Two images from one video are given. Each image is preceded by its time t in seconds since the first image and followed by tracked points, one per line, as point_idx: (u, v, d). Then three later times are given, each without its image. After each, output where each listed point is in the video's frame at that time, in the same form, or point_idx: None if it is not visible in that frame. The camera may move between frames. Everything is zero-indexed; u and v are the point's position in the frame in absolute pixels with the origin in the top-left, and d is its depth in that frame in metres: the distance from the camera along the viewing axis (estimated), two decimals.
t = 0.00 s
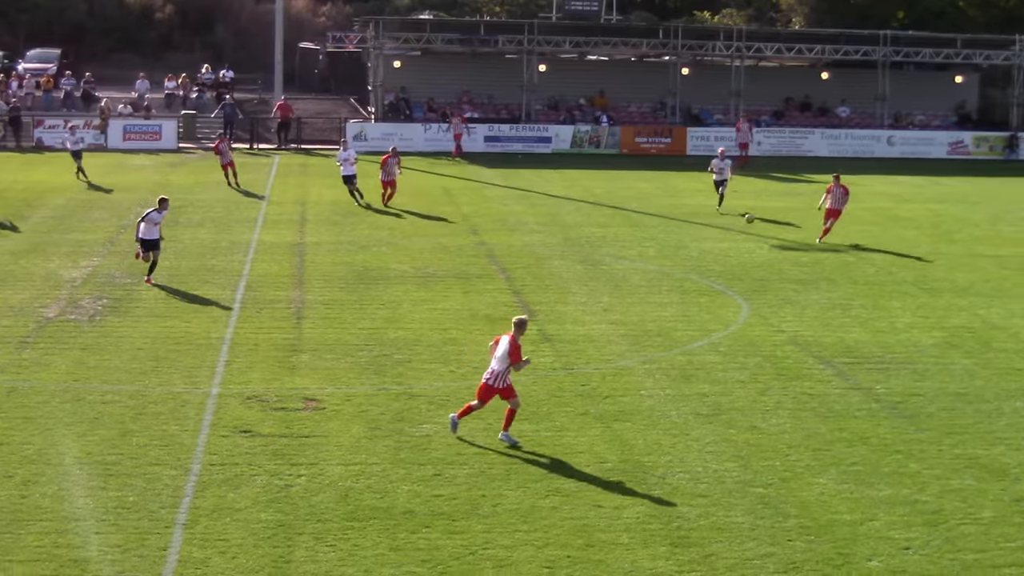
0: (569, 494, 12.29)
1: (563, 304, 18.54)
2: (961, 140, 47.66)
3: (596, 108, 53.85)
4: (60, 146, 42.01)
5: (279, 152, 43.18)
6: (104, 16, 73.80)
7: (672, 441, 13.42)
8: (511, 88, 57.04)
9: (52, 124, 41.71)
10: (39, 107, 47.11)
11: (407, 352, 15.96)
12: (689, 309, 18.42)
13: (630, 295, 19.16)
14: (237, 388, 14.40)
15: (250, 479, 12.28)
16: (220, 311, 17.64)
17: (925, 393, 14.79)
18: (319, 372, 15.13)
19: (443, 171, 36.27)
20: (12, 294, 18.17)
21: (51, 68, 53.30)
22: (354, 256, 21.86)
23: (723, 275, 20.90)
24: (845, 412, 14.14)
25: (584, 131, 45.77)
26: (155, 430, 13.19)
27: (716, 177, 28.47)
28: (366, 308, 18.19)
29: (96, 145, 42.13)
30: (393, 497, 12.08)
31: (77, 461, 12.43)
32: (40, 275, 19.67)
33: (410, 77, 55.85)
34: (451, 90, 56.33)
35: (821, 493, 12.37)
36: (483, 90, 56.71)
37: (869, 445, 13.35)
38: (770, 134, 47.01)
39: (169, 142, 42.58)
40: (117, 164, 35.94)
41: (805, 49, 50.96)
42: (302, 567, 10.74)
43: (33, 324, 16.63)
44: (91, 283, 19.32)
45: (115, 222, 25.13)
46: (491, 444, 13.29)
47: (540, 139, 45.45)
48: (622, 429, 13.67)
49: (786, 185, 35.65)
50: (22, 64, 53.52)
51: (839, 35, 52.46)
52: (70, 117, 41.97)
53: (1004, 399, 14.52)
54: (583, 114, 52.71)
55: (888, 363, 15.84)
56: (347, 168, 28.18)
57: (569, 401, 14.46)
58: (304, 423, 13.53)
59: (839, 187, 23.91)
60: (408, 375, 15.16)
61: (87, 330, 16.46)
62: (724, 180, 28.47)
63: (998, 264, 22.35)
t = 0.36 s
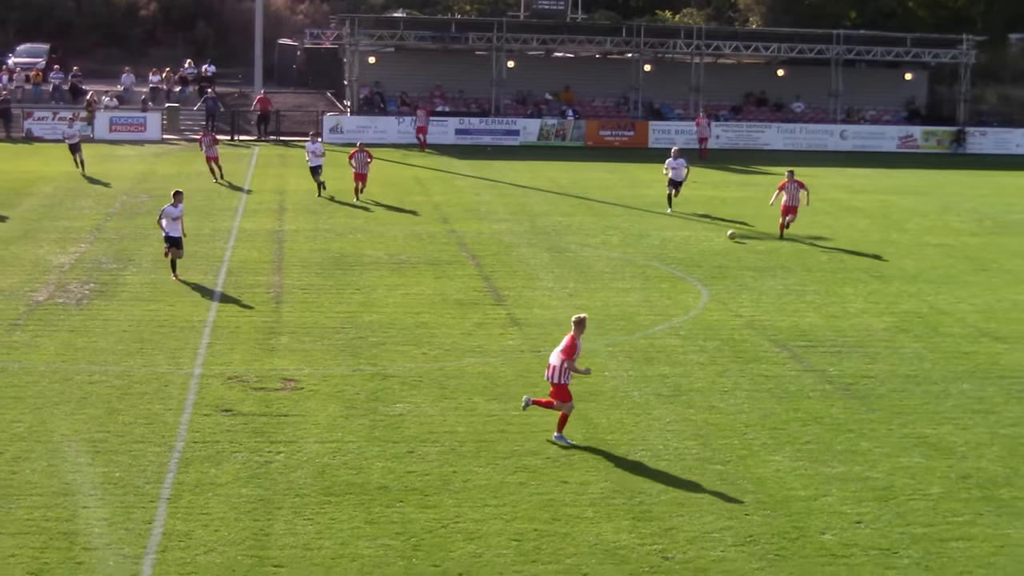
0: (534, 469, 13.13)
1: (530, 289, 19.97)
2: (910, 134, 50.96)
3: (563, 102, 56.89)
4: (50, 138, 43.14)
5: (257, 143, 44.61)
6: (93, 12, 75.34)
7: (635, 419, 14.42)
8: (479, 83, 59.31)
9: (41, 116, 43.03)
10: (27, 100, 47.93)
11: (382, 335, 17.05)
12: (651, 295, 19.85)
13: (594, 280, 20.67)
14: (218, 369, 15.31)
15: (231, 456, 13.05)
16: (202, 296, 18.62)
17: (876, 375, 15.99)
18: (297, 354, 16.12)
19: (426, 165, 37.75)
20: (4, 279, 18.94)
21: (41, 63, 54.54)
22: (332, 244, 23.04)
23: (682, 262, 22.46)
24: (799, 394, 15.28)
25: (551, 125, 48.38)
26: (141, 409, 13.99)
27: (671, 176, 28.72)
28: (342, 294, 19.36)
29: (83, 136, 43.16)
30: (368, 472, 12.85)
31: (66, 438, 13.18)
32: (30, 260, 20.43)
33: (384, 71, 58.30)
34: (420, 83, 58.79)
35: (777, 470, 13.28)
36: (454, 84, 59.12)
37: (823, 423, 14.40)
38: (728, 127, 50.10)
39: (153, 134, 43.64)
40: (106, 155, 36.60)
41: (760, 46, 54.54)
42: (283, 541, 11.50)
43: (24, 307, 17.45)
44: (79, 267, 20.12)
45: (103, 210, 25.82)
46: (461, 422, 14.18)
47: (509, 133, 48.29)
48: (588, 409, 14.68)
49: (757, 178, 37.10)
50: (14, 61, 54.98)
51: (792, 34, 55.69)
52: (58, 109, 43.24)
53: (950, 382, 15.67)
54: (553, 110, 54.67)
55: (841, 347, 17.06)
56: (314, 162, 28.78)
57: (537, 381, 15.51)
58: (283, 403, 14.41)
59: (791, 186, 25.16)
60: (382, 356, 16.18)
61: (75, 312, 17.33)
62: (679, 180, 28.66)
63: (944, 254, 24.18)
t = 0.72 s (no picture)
0: (500, 438, 13.84)
1: (496, 268, 21.35)
2: (859, 118, 53.60)
3: (529, 87, 59.20)
4: (35, 122, 43.56)
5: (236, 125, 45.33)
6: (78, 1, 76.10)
7: (596, 391, 15.28)
8: (449, 70, 60.33)
9: (27, 100, 43.53)
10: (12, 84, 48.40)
11: (353, 311, 18.05)
12: (613, 272, 21.33)
13: (557, 258, 22.23)
14: (198, 344, 16.02)
15: (210, 427, 13.67)
16: (182, 274, 19.44)
17: (827, 348, 17.10)
18: (273, 328, 16.95)
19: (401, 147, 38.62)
20: None
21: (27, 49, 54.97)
22: (307, 224, 24.14)
23: (642, 241, 24.06)
24: (752, 366, 16.30)
25: (516, 109, 50.48)
26: (123, 381, 14.64)
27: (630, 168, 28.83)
28: (317, 272, 20.37)
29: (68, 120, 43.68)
30: (342, 442, 13.50)
31: (52, 410, 13.79)
32: (17, 240, 21.06)
33: (356, 57, 59.03)
34: (391, 68, 59.63)
35: (732, 440, 14.04)
36: (424, 70, 60.04)
37: (775, 394, 15.32)
38: (686, 111, 52.35)
39: (135, 118, 44.07)
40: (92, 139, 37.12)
41: (714, 33, 56.65)
42: (261, 508, 12.08)
43: (11, 285, 18.12)
44: (64, 246, 20.77)
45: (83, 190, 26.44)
46: (430, 393, 14.97)
47: (476, 116, 50.32)
48: (551, 380, 15.54)
49: (723, 161, 38.44)
50: None
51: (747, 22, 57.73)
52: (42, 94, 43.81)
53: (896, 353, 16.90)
54: (517, 94, 57.72)
55: (794, 321, 18.25)
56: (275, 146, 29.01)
57: (501, 353, 16.51)
58: (260, 375, 15.14)
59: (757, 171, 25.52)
60: (355, 331, 17.11)
61: (59, 290, 18.05)
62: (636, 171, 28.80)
63: (892, 233, 25.83)
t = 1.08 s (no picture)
0: (485, 413, 14.52)
1: (483, 250, 22.07)
2: (830, 108, 54.69)
3: (514, 78, 59.89)
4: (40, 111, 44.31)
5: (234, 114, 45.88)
6: None
7: (579, 369, 16.04)
8: (438, 61, 60.98)
9: (33, 91, 44.27)
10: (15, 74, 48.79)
11: (346, 293, 18.77)
12: (595, 254, 22.16)
13: (540, 241, 22.96)
14: (197, 323, 16.71)
15: (209, 403, 14.31)
16: (182, 256, 20.11)
17: (800, 327, 17.93)
18: (270, 309, 17.65)
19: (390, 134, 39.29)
20: None
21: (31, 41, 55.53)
22: (302, 208, 24.88)
23: (623, 225, 24.85)
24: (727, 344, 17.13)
25: (502, 99, 51.14)
26: (126, 359, 15.34)
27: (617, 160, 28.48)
28: (312, 254, 21.05)
29: (71, 110, 44.52)
30: (335, 418, 14.15)
31: (57, 387, 14.43)
32: (23, 223, 21.68)
33: (349, 49, 59.49)
34: (382, 60, 60.20)
35: (709, 415, 14.74)
36: (414, 61, 60.64)
37: (750, 372, 16.13)
38: (663, 101, 53.30)
39: (137, 109, 45.00)
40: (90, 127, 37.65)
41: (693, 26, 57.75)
42: (258, 482, 12.68)
43: (18, 267, 18.74)
44: (69, 230, 21.38)
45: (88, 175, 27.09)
46: (419, 370, 15.70)
47: (463, 106, 50.98)
48: (536, 359, 16.32)
49: (703, 148, 39.25)
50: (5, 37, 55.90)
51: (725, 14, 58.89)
52: (48, 84, 44.54)
53: (866, 332, 17.77)
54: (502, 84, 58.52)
55: (768, 301, 19.13)
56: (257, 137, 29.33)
57: (488, 332, 17.31)
58: (257, 353, 15.84)
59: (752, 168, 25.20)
60: (348, 312, 17.84)
61: (65, 272, 18.68)
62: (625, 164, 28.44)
63: (862, 218, 26.65)
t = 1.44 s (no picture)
0: (476, 396, 15.20)
1: (474, 240, 22.68)
2: (807, 103, 55.50)
3: (503, 75, 60.41)
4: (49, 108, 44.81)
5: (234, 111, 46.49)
6: None
7: (565, 354, 16.74)
8: (430, 59, 61.46)
9: (41, 87, 44.89)
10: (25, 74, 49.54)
11: (343, 281, 19.42)
12: (580, 244, 22.79)
13: (529, 232, 23.58)
14: (200, 310, 17.38)
15: (212, 386, 14.98)
16: (185, 246, 20.79)
17: (777, 315, 18.67)
18: (269, 297, 18.31)
19: (385, 129, 39.96)
20: (11, 231, 20.86)
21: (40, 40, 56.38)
22: (300, 199, 25.55)
23: (608, 216, 25.51)
24: (708, 331, 17.89)
25: (492, 95, 51.94)
26: (132, 344, 16.01)
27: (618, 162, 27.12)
28: (310, 244, 21.69)
29: (79, 106, 44.98)
30: (332, 401, 14.81)
31: (66, 371, 15.10)
32: (33, 213, 22.39)
33: (345, 47, 60.08)
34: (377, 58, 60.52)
35: (690, 398, 15.43)
36: (407, 59, 61.09)
37: (730, 357, 16.88)
38: (647, 97, 54.35)
39: (143, 104, 45.33)
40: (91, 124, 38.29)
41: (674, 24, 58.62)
42: (259, 462, 13.30)
43: (28, 256, 19.42)
44: (77, 221, 22.06)
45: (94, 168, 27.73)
46: (413, 355, 16.39)
47: (455, 102, 51.59)
48: (525, 345, 17.01)
49: (687, 143, 39.98)
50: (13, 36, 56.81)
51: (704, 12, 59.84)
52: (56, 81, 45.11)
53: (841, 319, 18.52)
54: (492, 83, 59.34)
55: (747, 290, 19.89)
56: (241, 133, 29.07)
57: (479, 319, 18.00)
58: (258, 339, 16.51)
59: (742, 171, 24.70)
60: (344, 299, 18.50)
61: (73, 261, 19.36)
62: (620, 166, 27.03)
63: (836, 209, 27.34)
